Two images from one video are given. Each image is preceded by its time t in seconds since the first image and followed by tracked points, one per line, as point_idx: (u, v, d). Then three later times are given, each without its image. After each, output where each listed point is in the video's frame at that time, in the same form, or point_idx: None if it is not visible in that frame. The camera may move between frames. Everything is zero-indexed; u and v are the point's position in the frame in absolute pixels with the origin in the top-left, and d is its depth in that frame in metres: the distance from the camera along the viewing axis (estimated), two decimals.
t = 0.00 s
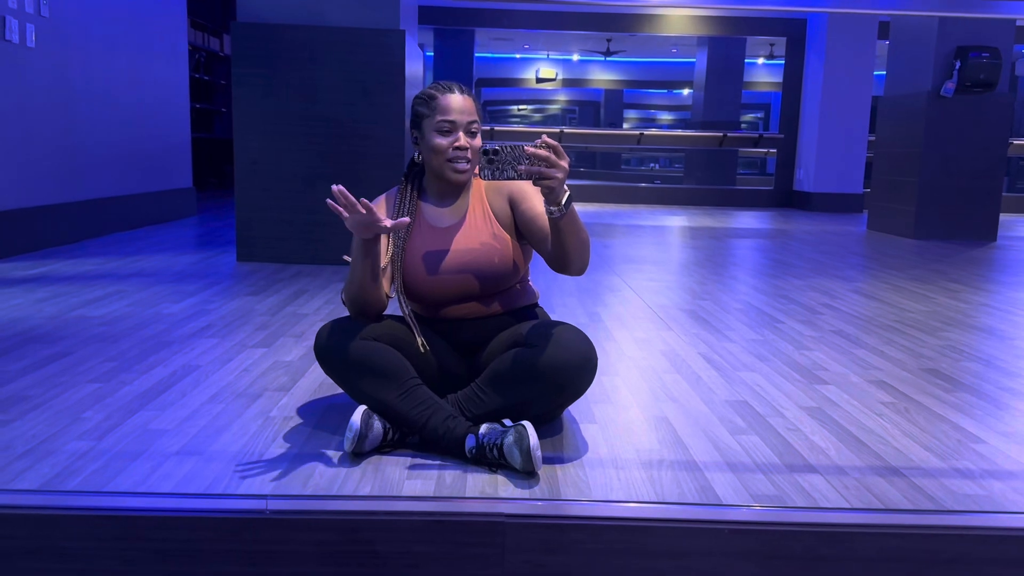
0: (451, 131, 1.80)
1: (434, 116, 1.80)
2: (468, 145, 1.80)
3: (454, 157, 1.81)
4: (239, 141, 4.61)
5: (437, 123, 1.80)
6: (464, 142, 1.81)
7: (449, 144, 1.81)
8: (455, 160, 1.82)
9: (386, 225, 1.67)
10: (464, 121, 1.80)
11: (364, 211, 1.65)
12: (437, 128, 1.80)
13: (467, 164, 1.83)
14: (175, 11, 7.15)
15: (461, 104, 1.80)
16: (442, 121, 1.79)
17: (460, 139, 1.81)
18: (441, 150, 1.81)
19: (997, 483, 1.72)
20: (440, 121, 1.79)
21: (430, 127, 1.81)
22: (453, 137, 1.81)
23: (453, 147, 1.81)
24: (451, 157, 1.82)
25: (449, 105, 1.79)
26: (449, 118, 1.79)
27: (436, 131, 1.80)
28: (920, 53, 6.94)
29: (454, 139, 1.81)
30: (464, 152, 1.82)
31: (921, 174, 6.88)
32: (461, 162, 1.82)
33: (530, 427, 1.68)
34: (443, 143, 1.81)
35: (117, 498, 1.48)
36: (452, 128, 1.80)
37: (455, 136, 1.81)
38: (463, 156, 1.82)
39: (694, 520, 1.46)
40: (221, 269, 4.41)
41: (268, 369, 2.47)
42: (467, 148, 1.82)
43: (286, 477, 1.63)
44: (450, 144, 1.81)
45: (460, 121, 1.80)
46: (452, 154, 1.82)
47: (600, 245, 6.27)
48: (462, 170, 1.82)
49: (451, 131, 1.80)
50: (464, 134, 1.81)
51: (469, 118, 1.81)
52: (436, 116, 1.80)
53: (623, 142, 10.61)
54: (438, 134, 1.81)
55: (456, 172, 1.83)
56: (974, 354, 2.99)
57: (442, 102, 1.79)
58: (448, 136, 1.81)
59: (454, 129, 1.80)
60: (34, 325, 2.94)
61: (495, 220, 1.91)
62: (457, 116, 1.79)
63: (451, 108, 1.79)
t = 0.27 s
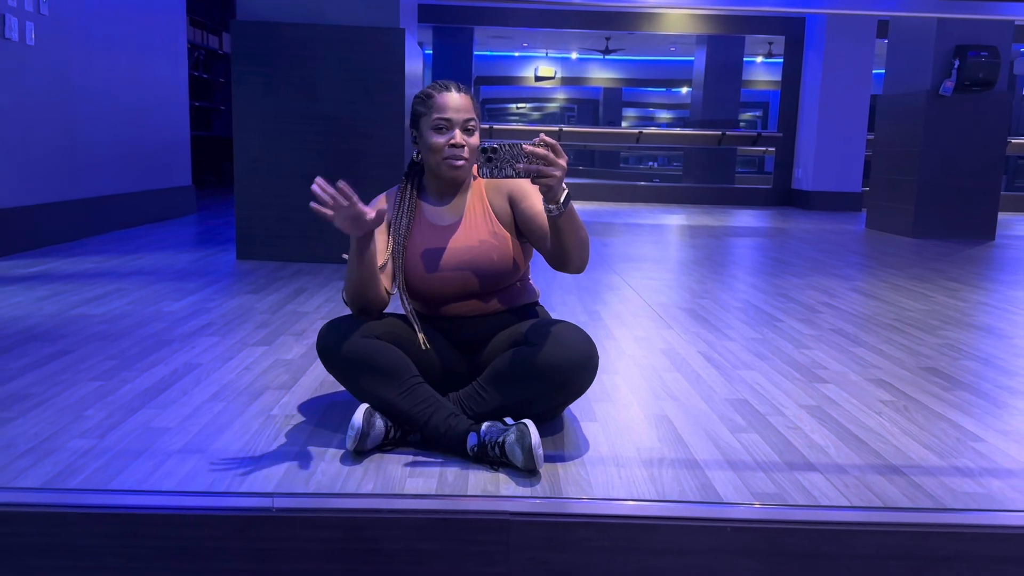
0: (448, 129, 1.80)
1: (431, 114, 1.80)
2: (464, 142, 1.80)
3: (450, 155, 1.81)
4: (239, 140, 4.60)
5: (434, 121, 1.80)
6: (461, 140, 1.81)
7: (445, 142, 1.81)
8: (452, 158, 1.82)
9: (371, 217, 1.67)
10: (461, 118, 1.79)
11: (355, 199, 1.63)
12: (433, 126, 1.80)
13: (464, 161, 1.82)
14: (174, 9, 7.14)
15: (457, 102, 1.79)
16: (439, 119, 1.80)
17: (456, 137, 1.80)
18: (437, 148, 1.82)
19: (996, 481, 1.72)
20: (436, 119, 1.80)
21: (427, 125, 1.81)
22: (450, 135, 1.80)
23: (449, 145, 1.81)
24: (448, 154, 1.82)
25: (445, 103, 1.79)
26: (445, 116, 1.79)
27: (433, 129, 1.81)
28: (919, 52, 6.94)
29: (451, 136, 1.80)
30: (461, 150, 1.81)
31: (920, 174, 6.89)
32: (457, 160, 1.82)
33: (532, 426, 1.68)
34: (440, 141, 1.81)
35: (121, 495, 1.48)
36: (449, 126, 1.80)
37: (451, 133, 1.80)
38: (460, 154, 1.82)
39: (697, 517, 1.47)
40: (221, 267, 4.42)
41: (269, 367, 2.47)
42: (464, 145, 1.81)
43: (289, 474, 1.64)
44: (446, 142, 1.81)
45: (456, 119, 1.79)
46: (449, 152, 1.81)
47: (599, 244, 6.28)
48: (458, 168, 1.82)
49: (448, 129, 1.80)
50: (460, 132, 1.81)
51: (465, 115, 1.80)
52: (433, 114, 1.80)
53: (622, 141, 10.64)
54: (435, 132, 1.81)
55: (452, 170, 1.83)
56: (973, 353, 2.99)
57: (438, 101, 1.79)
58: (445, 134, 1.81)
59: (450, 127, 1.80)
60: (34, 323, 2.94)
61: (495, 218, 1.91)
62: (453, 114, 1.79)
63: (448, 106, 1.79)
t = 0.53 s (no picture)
0: (444, 127, 1.81)
1: (426, 112, 1.81)
2: (460, 138, 1.80)
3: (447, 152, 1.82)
4: (238, 138, 4.61)
5: (429, 120, 1.81)
6: (457, 136, 1.81)
7: (441, 140, 1.82)
8: (449, 154, 1.82)
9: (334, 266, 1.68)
10: (455, 114, 1.80)
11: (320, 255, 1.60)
12: (429, 124, 1.81)
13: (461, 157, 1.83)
14: (173, 7, 7.14)
15: (451, 99, 1.80)
16: (434, 116, 1.80)
17: (452, 133, 1.81)
18: (434, 146, 1.82)
19: (992, 479, 1.73)
20: (432, 117, 1.80)
21: (422, 124, 1.82)
22: (445, 132, 1.81)
23: (446, 141, 1.81)
24: (444, 152, 1.83)
25: (439, 101, 1.80)
26: (439, 113, 1.80)
27: (428, 128, 1.81)
28: (918, 52, 6.96)
29: (446, 133, 1.81)
30: (457, 146, 1.82)
31: (919, 174, 6.91)
32: (454, 156, 1.83)
33: (530, 424, 1.69)
34: (436, 138, 1.82)
35: (122, 492, 1.49)
36: (444, 123, 1.81)
37: (447, 130, 1.81)
38: (457, 150, 1.82)
39: (696, 514, 1.48)
40: (220, 265, 4.42)
41: (268, 366, 2.48)
42: (460, 141, 1.82)
43: (288, 472, 1.64)
44: (442, 139, 1.82)
45: (450, 116, 1.80)
46: (446, 149, 1.82)
47: (598, 243, 6.29)
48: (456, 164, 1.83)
49: (443, 126, 1.81)
50: (456, 128, 1.81)
51: (459, 112, 1.80)
52: (428, 112, 1.81)
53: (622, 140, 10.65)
54: (431, 130, 1.82)
55: (450, 166, 1.83)
56: (971, 352, 3.01)
57: (433, 99, 1.80)
58: (441, 131, 1.81)
59: (445, 124, 1.81)
60: (34, 321, 2.94)
61: (494, 217, 1.92)
62: (448, 111, 1.80)
63: (443, 104, 1.80)
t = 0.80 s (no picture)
0: (443, 130, 1.81)
1: (425, 116, 1.81)
2: (460, 142, 1.81)
3: (447, 156, 1.82)
4: (237, 137, 4.61)
5: (428, 124, 1.81)
6: (456, 140, 1.82)
7: (441, 144, 1.82)
8: (449, 159, 1.83)
9: (349, 235, 1.66)
10: (455, 119, 1.80)
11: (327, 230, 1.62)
12: (429, 128, 1.81)
13: (461, 161, 1.83)
14: (172, 6, 7.13)
15: (450, 103, 1.79)
16: (433, 121, 1.80)
17: (452, 138, 1.81)
18: (434, 150, 1.82)
19: (990, 479, 1.74)
20: (431, 121, 1.80)
21: (422, 127, 1.82)
22: (445, 137, 1.81)
23: (445, 146, 1.82)
24: (444, 155, 1.83)
25: (439, 105, 1.79)
26: (439, 117, 1.79)
27: (428, 132, 1.81)
28: (917, 51, 6.96)
29: (446, 137, 1.81)
30: (457, 150, 1.83)
31: (918, 173, 6.91)
32: (454, 160, 1.83)
33: (529, 423, 1.69)
34: (436, 142, 1.82)
35: (120, 491, 1.49)
36: (444, 128, 1.81)
37: (446, 134, 1.81)
38: (456, 154, 1.83)
39: (693, 513, 1.48)
40: (219, 264, 4.42)
41: (267, 365, 2.48)
42: (460, 145, 1.82)
43: (287, 470, 1.65)
44: (442, 144, 1.82)
45: (450, 120, 1.80)
46: (445, 153, 1.82)
47: (597, 242, 6.29)
48: (456, 168, 1.84)
49: (443, 130, 1.81)
50: (455, 132, 1.82)
51: (459, 115, 1.80)
52: (427, 116, 1.80)
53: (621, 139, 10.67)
54: (431, 134, 1.82)
55: (450, 171, 1.84)
56: (969, 352, 3.01)
57: (432, 102, 1.79)
58: (441, 135, 1.81)
59: (445, 128, 1.81)
60: (33, 320, 2.94)
61: (493, 217, 1.92)
62: (448, 115, 1.79)
63: (442, 107, 1.79)
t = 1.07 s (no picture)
0: (443, 125, 1.81)
1: (425, 111, 1.81)
2: (459, 137, 1.80)
3: (447, 150, 1.82)
4: (237, 136, 4.61)
5: (428, 118, 1.81)
6: (456, 134, 1.81)
7: (441, 138, 1.81)
8: (449, 153, 1.82)
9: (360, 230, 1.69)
10: (454, 113, 1.80)
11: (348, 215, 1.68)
12: (428, 123, 1.81)
13: (461, 156, 1.83)
14: (172, 5, 7.13)
15: (449, 98, 1.80)
16: (433, 115, 1.80)
17: (452, 132, 1.81)
18: (433, 144, 1.82)
19: (990, 476, 1.74)
20: (431, 116, 1.80)
21: (421, 122, 1.81)
22: (445, 131, 1.81)
23: (445, 140, 1.81)
24: (444, 150, 1.83)
25: (438, 100, 1.80)
26: (438, 112, 1.80)
27: (428, 127, 1.81)
28: (917, 50, 6.96)
29: (446, 132, 1.81)
30: (457, 144, 1.82)
31: (918, 173, 6.91)
32: (454, 155, 1.83)
33: (529, 420, 1.69)
34: (435, 137, 1.81)
35: (121, 487, 1.49)
36: (443, 122, 1.81)
37: (446, 128, 1.81)
38: (456, 148, 1.82)
39: (692, 509, 1.48)
40: (218, 263, 4.42)
41: (267, 363, 2.48)
42: (459, 140, 1.82)
43: (286, 467, 1.65)
44: (441, 138, 1.81)
45: (449, 115, 1.80)
46: (445, 147, 1.82)
47: (597, 241, 6.29)
48: (456, 162, 1.83)
49: (442, 125, 1.81)
50: (455, 126, 1.82)
51: (458, 110, 1.80)
52: (427, 111, 1.81)
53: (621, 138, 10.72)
54: (430, 129, 1.82)
55: (450, 165, 1.83)
56: (969, 350, 3.01)
57: (432, 97, 1.80)
58: (440, 130, 1.81)
59: (444, 123, 1.81)
60: (33, 317, 2.95)
61: (493, 215, 1.92)
62: (447, 110, 1.80)
63: (441, 102, 1.80)
